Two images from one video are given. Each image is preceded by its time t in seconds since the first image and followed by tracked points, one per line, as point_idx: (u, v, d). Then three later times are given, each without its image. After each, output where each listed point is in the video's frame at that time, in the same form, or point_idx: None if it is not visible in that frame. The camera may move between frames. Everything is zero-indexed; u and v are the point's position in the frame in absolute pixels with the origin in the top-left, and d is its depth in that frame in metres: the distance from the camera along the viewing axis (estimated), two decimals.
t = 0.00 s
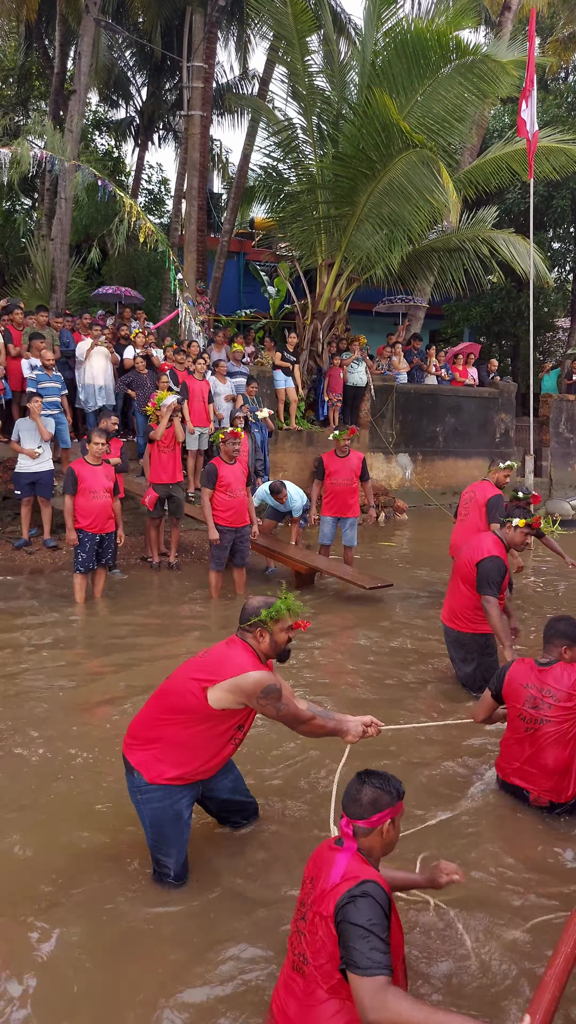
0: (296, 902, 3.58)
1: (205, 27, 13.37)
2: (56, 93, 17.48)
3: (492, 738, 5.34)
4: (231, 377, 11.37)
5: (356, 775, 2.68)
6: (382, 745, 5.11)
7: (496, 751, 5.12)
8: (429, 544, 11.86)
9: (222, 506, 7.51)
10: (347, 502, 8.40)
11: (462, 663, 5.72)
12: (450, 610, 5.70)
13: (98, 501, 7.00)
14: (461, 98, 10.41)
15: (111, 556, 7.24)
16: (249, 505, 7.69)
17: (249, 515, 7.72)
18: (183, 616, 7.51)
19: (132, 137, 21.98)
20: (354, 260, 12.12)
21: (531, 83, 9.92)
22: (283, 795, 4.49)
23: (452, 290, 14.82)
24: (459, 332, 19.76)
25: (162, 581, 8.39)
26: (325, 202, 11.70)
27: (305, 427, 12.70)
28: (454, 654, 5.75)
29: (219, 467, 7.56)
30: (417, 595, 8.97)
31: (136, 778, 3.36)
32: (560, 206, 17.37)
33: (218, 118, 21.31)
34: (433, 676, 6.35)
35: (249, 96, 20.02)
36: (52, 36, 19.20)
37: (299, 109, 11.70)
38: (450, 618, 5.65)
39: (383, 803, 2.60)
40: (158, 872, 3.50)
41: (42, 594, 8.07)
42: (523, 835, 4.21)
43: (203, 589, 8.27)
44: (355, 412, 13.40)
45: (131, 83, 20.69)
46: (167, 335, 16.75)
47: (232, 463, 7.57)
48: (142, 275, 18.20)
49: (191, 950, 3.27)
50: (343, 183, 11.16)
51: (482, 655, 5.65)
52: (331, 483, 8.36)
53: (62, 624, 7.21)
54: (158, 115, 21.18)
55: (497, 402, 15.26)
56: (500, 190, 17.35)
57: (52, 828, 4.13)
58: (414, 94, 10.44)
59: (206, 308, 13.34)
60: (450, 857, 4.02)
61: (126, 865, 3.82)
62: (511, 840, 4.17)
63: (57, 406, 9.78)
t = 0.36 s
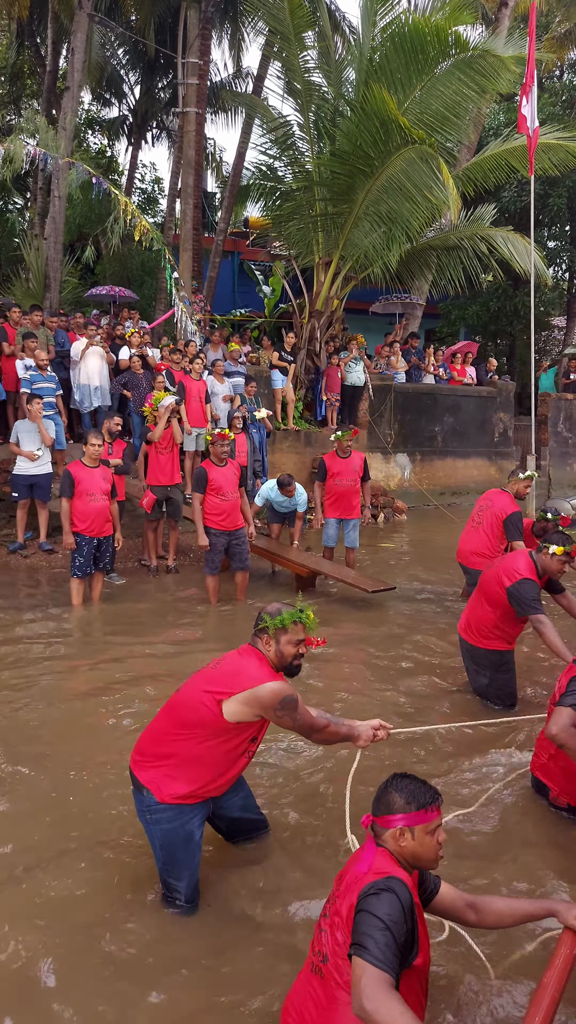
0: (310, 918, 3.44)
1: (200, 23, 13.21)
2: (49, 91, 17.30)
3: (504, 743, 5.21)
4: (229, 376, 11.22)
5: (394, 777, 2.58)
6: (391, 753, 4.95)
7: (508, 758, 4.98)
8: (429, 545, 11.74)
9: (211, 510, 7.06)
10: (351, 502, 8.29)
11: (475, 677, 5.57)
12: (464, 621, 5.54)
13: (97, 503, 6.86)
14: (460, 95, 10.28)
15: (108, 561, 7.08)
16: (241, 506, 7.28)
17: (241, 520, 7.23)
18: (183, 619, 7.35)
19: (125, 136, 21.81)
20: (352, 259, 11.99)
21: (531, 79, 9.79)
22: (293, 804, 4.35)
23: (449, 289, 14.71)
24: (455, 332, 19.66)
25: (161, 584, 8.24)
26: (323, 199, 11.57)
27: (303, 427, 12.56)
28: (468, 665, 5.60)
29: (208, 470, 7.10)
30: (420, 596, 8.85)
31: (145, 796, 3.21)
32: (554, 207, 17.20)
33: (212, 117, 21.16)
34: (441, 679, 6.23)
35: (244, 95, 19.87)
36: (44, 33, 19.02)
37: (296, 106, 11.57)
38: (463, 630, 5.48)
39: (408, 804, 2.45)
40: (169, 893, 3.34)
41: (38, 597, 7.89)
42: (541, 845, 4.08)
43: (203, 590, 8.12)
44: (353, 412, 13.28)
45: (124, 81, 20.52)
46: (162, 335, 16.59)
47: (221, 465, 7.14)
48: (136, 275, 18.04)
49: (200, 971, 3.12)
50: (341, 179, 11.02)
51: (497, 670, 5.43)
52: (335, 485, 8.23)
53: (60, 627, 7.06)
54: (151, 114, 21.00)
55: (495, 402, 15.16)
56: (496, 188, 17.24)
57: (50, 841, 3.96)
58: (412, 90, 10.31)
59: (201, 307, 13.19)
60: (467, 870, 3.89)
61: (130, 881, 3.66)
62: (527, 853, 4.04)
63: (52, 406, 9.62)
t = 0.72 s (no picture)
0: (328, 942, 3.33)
1: (195, 24, 13.11)
2: (42, 93, 17.18)
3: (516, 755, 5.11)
4: (228, 380, 11.11)
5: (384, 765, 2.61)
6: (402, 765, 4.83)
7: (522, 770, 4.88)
8: (430, 549, 11.64)
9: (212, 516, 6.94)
10: (350, 506, 8.11)
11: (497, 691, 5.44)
12: (500, 636, 5.26)
13: (96, 509, 6.72)
14: (458, 94, 10.21)
15: (108, 569, 6.94)
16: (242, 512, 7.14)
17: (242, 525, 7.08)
18: (184, 627, 7.23)
19: (119, 139, 21.71)
20: (350, 261, 11.89)
21: (531, 78, 9.71)
22: (304, 820, 4.24)
23: (447, 290, 14.62)
24: (452, 334, 19.59)
25: (162, 591, 8.12)
26: (321, 201, 11.48)
27: (302, 431, 12.45)
28: (493, 677, 5.41)
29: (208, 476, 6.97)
30: (424, 601, 8.75)
31: (161, 817, 3.08)
32: (552, 207, 17.17)
33: (206, 119, 21.06)
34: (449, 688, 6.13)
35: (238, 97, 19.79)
36: (37, 37, 18.91)
37: (294, 107, 11.47)
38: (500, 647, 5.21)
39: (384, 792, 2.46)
40: (182, 915, 3.24)
41: (36, 606, 7.77)
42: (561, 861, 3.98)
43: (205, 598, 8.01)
44: (352, 415, 13.19)
45: (117, 84, 20.42)
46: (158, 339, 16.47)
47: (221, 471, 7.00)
48: (131, 279, 17.93)
49: (217, 1002, 3.00)
50: (340, 180, 10.92)
51: (524, 686, 5.25)
52: (333, 488, 8.04)
53: (60, 637, 6.94)
54: (145, 117, 20.88)
55: (494, 404, 15.08)
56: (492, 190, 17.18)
57: (55, 865, 3.84)
58: (410, 90, 10.25)
59: (198, 310, 13.06)
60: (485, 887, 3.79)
61: (139, 907, 3.54)
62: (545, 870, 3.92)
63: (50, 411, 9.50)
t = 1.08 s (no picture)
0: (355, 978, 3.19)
1: (204, 33, 13.09)
2: (49, 102, 17.18)
3: (539, 777, 4.98)
4: (236, 389, 11.04)
5: (364, 756, 2.62)
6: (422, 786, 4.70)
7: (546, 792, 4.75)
8: (440, 559, 11.51)
9: (229, 528, 6.78)
10: (361, 518, 7.97)
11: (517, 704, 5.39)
12: (528, 656, 5.09)
13: (105, 521, 6.61)
14: (469, 102, 10.15)
15: (116, 581, 6.83)
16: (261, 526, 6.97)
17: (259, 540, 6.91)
18: (194, 642, 7.10)
19: (124, 148, 21.75)
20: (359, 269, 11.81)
21: (543, 85, 9.64)
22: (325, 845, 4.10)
23: (455, 300, 14.54)
24: (458, 343, 19.52)
25: (171, 604, 8.00)
26: (330, 209, 11.42)
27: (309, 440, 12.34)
28: (521, 699, 5.23)
29: (228, 486, 6.81)
30: (436, 612, 8.62)
31: (188, 849, 2.93)
32: (559, 215, 17.13)
33: (212, 129, 21.07)
34: (466, 706, 5.99)
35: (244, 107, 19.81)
36: (44, 47, 18.94)
37: (303, 115, 11.42)
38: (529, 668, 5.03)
39: (353, 790, 2.49)
40: (208, 952, 3.11)
41: (42, 619, 7.65)
42: None
43: (214, 611, 7.89)
44: (359, 424, 13.09)
45: (123, 94, 20.46)
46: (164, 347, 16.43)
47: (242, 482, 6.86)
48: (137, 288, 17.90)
49: None
50: (349, 187, 10.85)
51: (555, 708, 5.07)
52: (344, 499, 7.90)
53: (69, 651, 6.81)
54: (150, 126, 20.90)
55: (502, 413, 14.98)
56: (499, 199, 17.15)
57: (67, 894, 3.71)
58: (421, 97, 10.20)
59: (205, 319, 12.98)
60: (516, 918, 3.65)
61: (153, 944, 3.40)
62: None
63: (57, 420, 9.39)
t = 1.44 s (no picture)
0: None
1: (223, 56, 13.21)
2: (69, 127, 17.39)
3: None
4: (257, 408, 10.99)
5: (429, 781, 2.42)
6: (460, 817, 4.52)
7: None
8: (464, 578, 11.33)
9: (262, 549, 6.65)
10: (386, 538, 7.84)
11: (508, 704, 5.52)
12: (531, 676, 5.12)
13: (128, 541, 6.51)
14: (490, 121, 10.10)
15: (139, 604, 6.73)
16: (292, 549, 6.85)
17: (290, 562, 6.78)
18: (218, 665, 6.94)
19: (141, 172, 21.98)
20: (379, 288, 11.74)
21: (565, 101, 9.57)
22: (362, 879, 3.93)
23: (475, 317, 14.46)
24: (476, 361, 19.43)
25: (193, 625, 7.86)
26: (350, 228, 11.39)
27: (330, 459, 12.23)
28: (532, 723, 5.19)
29: (262, 507, 6.69)
30: (462, 633, 8.44)
31: (241, 893, 2.76)
32: None
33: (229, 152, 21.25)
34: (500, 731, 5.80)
35: (261, 130, 19.98)
36: (63, 73, 19.22)
37: (322, 135, 11.44)
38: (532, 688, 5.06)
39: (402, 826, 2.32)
40: (261, 1008, 2.86)
41: (64, 641, 7.52)
42: None
43: (238, 632, 7.76)
44: (380, 443, 12.97)
45: (141, 119, 20.72)
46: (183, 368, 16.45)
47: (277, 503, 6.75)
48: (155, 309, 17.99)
49: None
50: (370, 206, 10.83)
51: (566, 727, 5.01)
52: (369, 518, 7.78)
53: (91, 673, 6.68)
54: (168, 150, 21.12)
55: (524, 431, 14.83)
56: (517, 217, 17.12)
57: (96, 930, 3.55)
58: (442, 115, 10.17)
59: (224, 339, 12.96)
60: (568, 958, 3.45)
61: (190, 989, 3.20)
62: None
63: (77, 441, 9.35)
